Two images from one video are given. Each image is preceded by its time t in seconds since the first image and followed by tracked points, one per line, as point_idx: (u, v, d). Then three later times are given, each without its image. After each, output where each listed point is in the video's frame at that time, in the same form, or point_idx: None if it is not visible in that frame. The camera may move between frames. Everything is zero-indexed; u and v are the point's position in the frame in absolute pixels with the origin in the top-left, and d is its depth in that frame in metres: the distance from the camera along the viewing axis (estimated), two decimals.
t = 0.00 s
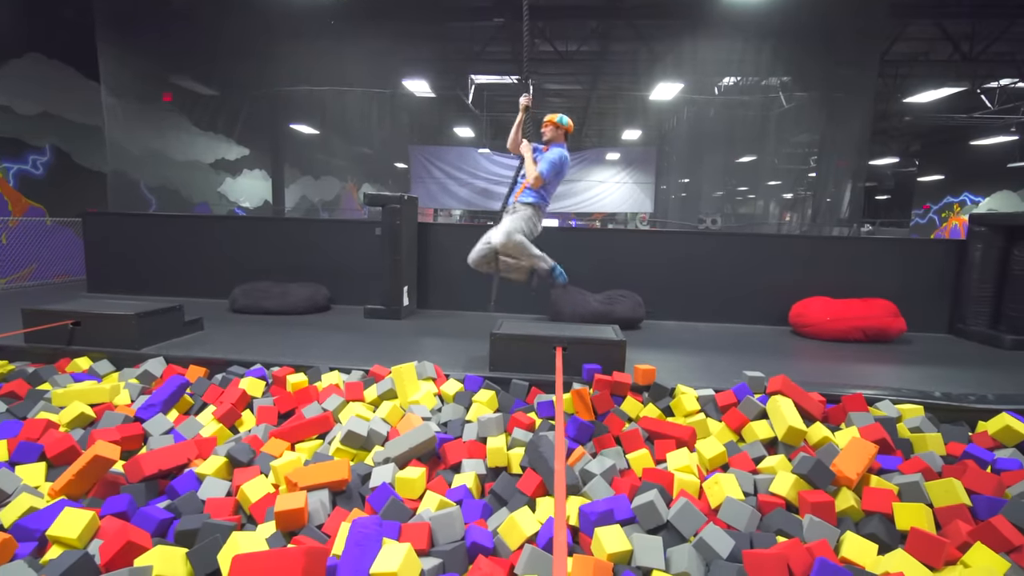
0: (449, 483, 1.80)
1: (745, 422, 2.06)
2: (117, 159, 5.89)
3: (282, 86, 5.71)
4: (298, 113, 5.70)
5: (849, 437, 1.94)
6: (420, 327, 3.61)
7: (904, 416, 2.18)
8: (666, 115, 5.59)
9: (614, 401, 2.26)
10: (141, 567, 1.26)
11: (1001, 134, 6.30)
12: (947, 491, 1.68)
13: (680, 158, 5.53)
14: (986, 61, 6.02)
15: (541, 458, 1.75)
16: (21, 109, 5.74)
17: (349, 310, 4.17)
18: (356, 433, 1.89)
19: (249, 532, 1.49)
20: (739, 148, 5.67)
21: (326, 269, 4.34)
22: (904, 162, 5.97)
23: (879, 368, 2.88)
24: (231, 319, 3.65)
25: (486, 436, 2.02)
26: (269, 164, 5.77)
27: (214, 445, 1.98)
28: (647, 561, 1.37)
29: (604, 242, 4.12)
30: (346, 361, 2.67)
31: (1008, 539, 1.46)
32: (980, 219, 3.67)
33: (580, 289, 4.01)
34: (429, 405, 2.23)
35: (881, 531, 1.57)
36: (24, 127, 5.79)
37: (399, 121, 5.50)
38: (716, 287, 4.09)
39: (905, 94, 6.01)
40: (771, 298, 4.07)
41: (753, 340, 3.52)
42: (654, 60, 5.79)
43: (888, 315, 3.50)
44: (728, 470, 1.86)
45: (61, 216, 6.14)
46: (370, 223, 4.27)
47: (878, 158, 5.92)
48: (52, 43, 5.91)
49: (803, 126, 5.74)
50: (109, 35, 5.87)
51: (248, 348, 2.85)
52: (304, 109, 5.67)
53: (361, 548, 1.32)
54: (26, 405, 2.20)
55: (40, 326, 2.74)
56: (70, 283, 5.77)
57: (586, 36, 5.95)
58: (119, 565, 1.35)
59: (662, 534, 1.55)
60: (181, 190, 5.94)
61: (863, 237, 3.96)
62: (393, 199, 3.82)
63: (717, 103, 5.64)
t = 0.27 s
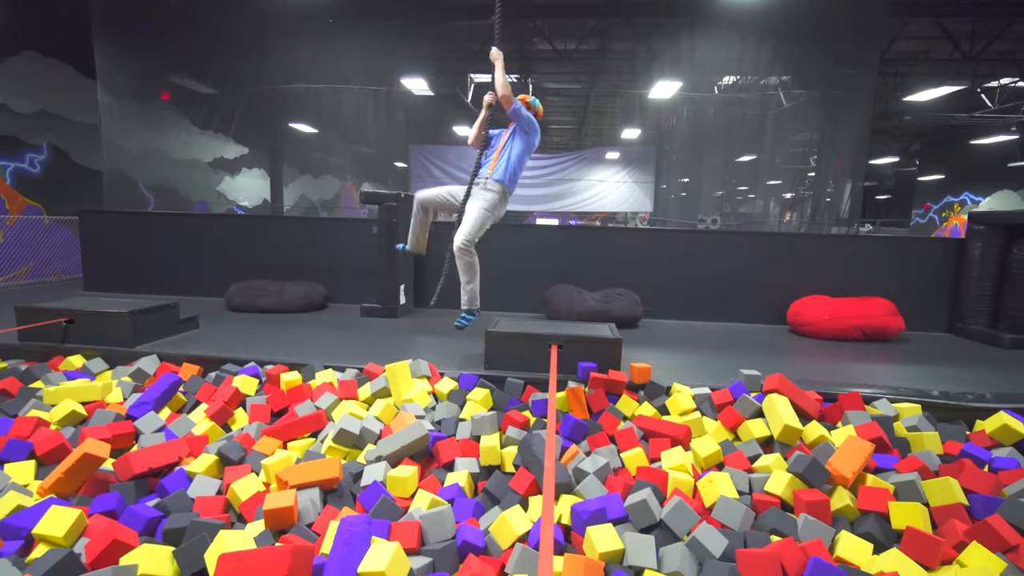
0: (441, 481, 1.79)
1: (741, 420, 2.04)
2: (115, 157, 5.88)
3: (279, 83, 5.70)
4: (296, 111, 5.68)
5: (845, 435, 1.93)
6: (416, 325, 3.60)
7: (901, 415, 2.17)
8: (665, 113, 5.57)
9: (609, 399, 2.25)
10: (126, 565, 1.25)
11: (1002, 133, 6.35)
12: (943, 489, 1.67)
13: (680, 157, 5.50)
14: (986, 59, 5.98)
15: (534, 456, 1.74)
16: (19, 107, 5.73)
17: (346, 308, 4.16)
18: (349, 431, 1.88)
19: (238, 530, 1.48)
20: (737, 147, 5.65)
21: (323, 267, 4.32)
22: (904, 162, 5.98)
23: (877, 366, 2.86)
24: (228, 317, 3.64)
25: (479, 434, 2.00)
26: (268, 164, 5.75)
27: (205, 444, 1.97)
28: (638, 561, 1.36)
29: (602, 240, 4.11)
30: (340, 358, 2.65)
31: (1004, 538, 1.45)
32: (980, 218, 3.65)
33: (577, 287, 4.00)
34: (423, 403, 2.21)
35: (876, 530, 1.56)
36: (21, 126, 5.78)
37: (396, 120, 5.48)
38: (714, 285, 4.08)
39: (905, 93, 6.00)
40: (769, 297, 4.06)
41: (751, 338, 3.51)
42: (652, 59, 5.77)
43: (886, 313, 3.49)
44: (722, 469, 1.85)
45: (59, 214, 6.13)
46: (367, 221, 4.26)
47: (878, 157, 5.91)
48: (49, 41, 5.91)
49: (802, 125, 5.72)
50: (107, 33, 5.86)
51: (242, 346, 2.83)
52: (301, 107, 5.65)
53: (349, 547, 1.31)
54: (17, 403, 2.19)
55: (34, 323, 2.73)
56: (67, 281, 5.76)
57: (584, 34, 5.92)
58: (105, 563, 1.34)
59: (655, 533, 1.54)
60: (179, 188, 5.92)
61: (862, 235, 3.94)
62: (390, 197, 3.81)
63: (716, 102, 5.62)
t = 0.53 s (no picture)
0: (439, 480, 1.78)
1: (740, 419, 2.03)
2: (114, 156, 5.88)
3: (279, 82, 5.70)
4: (296, 110, 5.67)
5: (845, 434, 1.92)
6: (415, 324, 3.59)
7: (902, 414, 2.16)
8: (666, 112, 5.55)
9: (608, 398, 2.24)
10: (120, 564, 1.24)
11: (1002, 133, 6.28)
12: (944, 488, 1.66)
13: (680, 157, 5.50)
14: (987, 59, 6.01)
15: (532, 455, 1.73)
16: (18, 106, 5.73)
17: (345, 307, 4.16)
18: (346, 429, 1.87)
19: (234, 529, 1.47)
20: (737, 147, 5.63)
21: (322, 266, 4.32)
22: (906, 161, 5.98)
23: (877, 365, 2.85)
24: (226, 316, 3.63)
25: (478, 433, 1.99)
26: (268, 162, 5.73)
27: (202, 442, 1.95)
28: (637, 560, 1.35)
29: (601, 239, 4.10)
30: (339, 357, 2.64)
31: (1005, 537, 1.44)
32: (980, 217, 3.64)
33: (576, 286, 3.99)
34: (421, 402, 2.19)
35: (876, 530, 1.55)
36: (21, 124, 5.78)
37: (395, 119, 5.46)
38: (714, 284, 4.07)
39: (905, 92, 5.98)
40: (769, 296, 4.05)
41: (751, 337, 3.50)
42: (652, 58, 5.76)
43: (887, 313, 3.48)
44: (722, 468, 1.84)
45: (58, 213, 6.12)
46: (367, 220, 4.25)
47: (878, 157, 5.87)
48: (49, 40, 5.90)
49: (803, 124, 5.70)
50: (107, 32, 5.87)
51: (241, 344, 2.82)
52: (301, 106, 5.64)
53: (345, 545, 1.30)
54: (14, 401, 2.18)
55: (32, 321, 2.73)
56: (66, 280, 5.75)
57: (586, 33, 5.93)
58: (100, 561, 1.33)
59: (654, 532, 1.53)
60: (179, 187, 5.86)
61: (862, 234, 3.93)
62: (388, 196, 3.80)
63: (717, 101, 5.61)
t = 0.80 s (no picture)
0: (440, 482, 1.77)
1: (742, 421, 2.02)
2: (114, 155, 5.87)
3: (279, 82, 5.69)
4: (296, 110, 5.66)
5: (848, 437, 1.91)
6: (416, 324, 3.58)
7: (905, 416, 2.15)
8: (667, 112, 5.54)
9: (609, 400, 2.23)
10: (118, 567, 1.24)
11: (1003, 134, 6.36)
12: (948, 492, 1.65)
13: (681, 157, 5.49)
14: (989, 59, 5.98)
15: (533, 457, 1.72)
16: (18, 105, 5.72)
17: (345, 307, 4.15)
18: (346, 431, 1.86)
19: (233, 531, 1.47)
20: (738, 147, 5.63)
21: (322, 266, 4.31)
22: (907, 162, 5.99)
23: (879, 367, 2.84)
24: (226, 316, 3.63)
25: (478, 434, 1.98)
26: (269, 163, 5.72)
27: (202, 443, 1.94)
28: (639, 563, 1.34)
29: (602, 239, 4.09)
30: (339, 357, 2.63)
31: (1010, 541, 1.43)
32: (982, 218, 3.63)
33: (577, 286, 3.98)
34: (422, 403, 2.18)
35: (880, 533, 1.54)
36: (21, 123, 5.77)
37: (396, 118, 5.46)
38: (715, 285, 4.06)
39: (907, 93, 6.01)
40: (770, 296, 4.04)
41: (752, 338, 3.49)
42: (653, 58, 5.75)
43: (888, 314, 3.47)
44: (724, 471, 1.83)
45: (58, 212, 6.11)
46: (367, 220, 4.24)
47: (880, 158, 5.88)
48: (49, 39, 5.89)
49: (804, 124, 5.69)
50: (107, 31, 5.86)
51: (240, 344, 2.81)
52: (301, 106, 5.63)
53: (345, 548, 1.29)
54: (13, 402, 2.17)
55: (31, 321, 2.72)
56: (66, 279, 5.74)
57: (586, 33, 5.93)
58: (98, 564, 1.33)
59: (656, 535, 1.52)
60: (179, 186, 5.85)
61: (863, 235, 3.93)
62: (389, 196, 3.79)
63: (717, 101, 5.60)
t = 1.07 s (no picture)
0: (441, 492, 1.77)
1: (745, 430, 2.02)
2: (116, 158, 5.88)
3: (280, 86, 5.70)
4: (297, 114, 5.67)
5: (851, 446, 1.90)
6: (416, 330, 3.57)
7: (908, 425, 2.14)
8: (667, 116, 5.53)
9: (611, 407, 2.22)
10: None
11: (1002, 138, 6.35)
12: (952, 502, 1.64)
13: (681, 161, 5.51)
14: (988, 64, 6.01)
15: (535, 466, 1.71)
16: (21, 109, 5.74)
17: (345, 312, 4.14)
18: (347, 440, 1.86)
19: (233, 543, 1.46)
20: (739, 151, 5.67)
21: (322, 271, 4.30)
22: (906, 166, 5.78)
23: (881, 374, 2.83)
24: (227, 321, 3.62)
25: (480, 443, 1.97)
26: (269, 165, 5.73)
27: (202, 451, 1.94)
28: None
29: (603, 245, 4.09)
30: (339, 364, 2.62)
31: (1016, 554, 1.42)
32: (983, 223, 3.63)
33: (578, 292, 3.98)
34: (423, 411, 2.18)
35: (884, 545, 1.53)
36: (23, 127, 5.78)
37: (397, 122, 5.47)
38: (716, 290, 4.05)
39: (907, 97, 5.91)
40: (772, 302, 4.03)
41: (753, 344, 3.48)
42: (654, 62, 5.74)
43: (890, 319, 3.46)
44: (727, 481, 1.82)
45: (59, 216, 6.11)
46: (368, 225, 4.23)
47: (879, 161, 5.77)
48: (51, 43, 5.92)
49: (805, 129, 5.72)
50: (109, 35, 5.86)
51: (241, 351, 2.81)
52: (302, 109, 5.64)
53: (346, 561, 1.29)
54: (13, 409, 2.17)
55: (32, 327, 2.71)
56: (66, 283, 5.73)
57: (586, 38, 5.83)
58: None
59: (659, 547, 1.51)
60: (180, 190, 5.88)
61: (864, 240, 3.92)
62: (390, 201, 3.80)
63: (718, 106, 5.62)
